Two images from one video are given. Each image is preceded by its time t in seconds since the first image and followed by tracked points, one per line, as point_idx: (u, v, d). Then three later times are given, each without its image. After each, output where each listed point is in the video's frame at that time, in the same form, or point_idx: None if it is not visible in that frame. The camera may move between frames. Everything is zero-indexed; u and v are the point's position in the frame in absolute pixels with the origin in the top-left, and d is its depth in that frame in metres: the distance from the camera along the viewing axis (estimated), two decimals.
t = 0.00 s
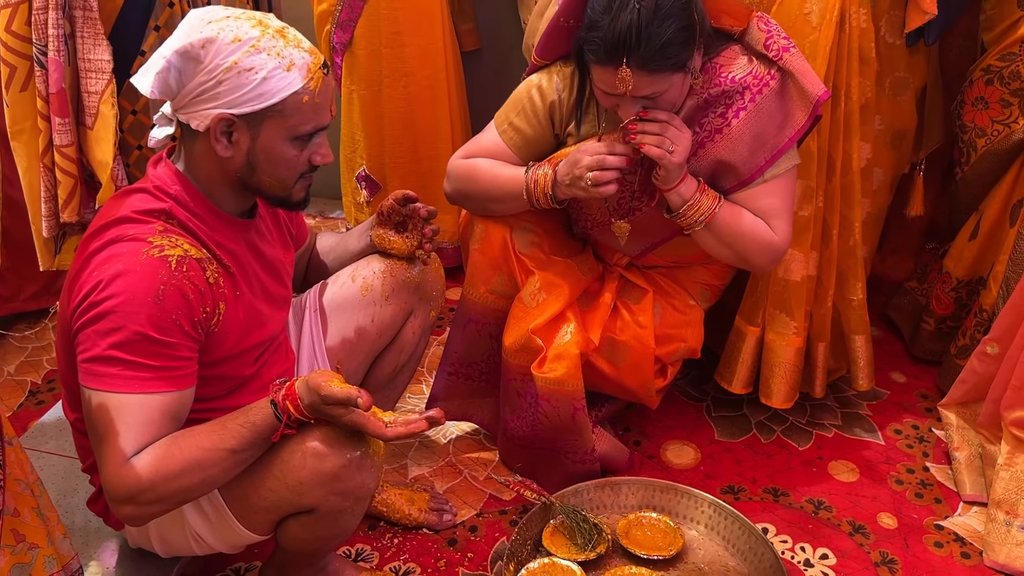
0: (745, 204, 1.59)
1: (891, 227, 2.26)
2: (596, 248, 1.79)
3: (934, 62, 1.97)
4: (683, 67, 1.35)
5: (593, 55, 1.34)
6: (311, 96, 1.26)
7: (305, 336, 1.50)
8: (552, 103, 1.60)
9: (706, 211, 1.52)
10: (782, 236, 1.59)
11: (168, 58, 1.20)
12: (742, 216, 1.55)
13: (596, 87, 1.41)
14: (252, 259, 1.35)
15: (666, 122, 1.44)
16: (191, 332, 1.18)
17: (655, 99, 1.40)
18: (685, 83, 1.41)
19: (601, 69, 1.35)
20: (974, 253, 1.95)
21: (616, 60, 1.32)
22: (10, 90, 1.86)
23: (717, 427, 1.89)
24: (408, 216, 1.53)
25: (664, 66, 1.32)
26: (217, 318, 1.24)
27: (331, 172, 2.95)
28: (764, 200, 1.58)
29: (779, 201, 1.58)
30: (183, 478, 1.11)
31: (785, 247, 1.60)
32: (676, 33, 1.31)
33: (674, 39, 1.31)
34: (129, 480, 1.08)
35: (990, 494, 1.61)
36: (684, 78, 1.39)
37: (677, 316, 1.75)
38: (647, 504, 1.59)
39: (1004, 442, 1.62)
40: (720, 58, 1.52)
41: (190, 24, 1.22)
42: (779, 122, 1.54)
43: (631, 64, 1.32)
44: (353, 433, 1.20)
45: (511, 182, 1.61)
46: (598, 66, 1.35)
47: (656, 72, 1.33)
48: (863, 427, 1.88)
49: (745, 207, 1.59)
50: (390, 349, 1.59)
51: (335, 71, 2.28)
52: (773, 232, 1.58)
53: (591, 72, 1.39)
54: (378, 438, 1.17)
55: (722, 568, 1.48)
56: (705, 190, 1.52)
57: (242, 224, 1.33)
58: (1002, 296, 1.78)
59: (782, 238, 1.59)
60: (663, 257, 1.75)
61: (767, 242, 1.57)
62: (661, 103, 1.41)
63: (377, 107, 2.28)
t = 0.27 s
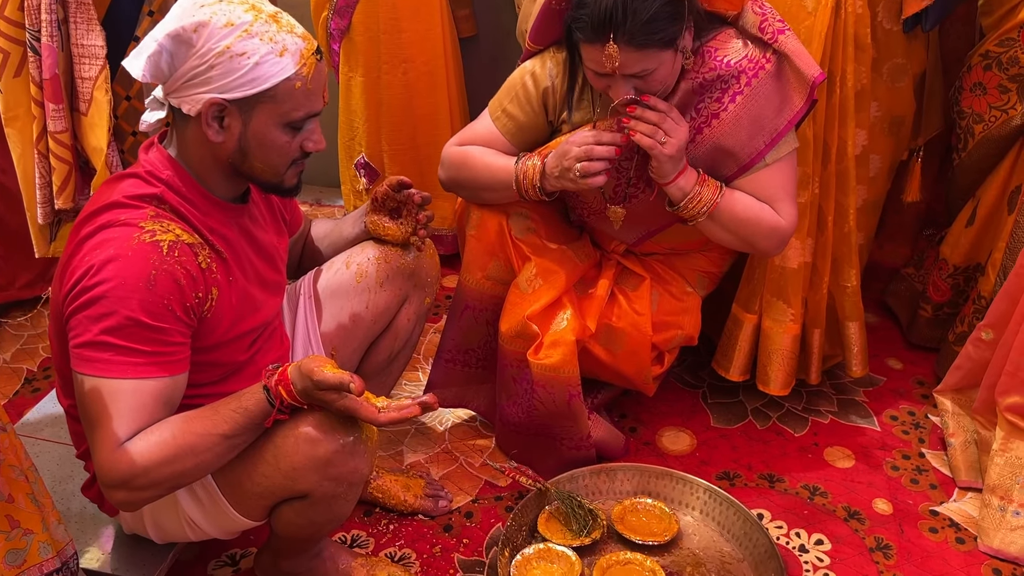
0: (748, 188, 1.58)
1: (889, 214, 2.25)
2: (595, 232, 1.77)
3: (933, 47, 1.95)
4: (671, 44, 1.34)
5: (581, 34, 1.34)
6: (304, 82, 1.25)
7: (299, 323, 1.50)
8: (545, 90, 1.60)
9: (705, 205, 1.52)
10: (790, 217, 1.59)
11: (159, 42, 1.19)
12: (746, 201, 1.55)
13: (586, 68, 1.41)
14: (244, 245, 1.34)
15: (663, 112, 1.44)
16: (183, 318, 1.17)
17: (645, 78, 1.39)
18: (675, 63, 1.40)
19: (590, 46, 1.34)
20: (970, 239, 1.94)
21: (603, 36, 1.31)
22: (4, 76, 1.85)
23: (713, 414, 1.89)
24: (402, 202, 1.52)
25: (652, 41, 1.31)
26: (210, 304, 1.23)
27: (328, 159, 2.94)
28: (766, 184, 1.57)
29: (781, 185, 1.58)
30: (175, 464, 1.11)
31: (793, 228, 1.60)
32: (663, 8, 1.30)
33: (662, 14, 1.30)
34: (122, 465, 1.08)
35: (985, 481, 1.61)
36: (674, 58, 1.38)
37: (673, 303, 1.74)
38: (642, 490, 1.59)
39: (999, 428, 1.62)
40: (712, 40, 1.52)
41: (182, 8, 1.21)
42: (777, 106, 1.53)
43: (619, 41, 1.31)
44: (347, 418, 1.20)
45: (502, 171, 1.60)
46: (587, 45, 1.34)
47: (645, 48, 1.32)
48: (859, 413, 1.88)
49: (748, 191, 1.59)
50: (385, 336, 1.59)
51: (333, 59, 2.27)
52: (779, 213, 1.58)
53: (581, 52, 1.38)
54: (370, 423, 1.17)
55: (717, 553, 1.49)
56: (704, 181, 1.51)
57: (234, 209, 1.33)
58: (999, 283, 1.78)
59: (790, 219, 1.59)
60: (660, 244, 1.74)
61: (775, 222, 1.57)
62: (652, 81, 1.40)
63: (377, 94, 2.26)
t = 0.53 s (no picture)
0: (749, 171, 1.57)
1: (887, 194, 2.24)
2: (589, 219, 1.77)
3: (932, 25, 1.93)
4: (659, 14, 1.34)
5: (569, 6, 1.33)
6: (296, 59, 1.24)
7: (293, 303, 1.49)
8: (539, 76, 1.58)
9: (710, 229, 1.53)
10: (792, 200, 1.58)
11: (150, 16, 1.18)
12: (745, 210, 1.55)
13: (576, 44, 1.40)
14: (236, 223, 1.34)
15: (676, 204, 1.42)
16: (174, 296, 1.17)
17: (635, 52, 1.38)
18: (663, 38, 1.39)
19: (577, 18, 1.33)
20: (968, 220, 1.93)
21: (591, 7, 1.30)
22: None
23: (709, 394, 1.89)
24: (396, 180, 1.51)
25: (639, 11, 1.30)
26: (202, 282, 1.23)
27: (324, 140, 2.93)
28: (766, 167, 1.56)
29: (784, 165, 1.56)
30: (167, 442, 1.11)
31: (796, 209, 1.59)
32: None
33: None
34: (114, 443, 1.08)
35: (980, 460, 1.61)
36: (662, 31, 1.38)
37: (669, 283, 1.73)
38: (638, 470, 1.59)
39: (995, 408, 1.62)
40: (704, 23, 1.51)
41: None
42: (771, 89, 1.51)
43: (607, 11, 1.30)
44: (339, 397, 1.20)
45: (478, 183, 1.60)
46: (574, 18, 1.33)
47: (632, 18, 1.31)
48: (855, 393, 1.87)
49: (749, 174, 1.58)
50: (379, 316, 1.58)
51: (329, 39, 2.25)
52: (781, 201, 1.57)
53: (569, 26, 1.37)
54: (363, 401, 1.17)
55: (712, 532, 1.49)
56: (705, 207, 1.52)
57: (226, 187, 1.32)
58: (996, 262, 1.77)
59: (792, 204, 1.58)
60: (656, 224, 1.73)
61: (776, 214, 1.56)
62: (640, 58, 1.39)
63: (372, 74, 2.24)
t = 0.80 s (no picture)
0: (713, 167, 1.56)
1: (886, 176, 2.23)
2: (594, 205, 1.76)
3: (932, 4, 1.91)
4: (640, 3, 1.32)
5: None
6: (290, 37, 1.21)
7: (288, 284, 1.49)
8: (532, 88, 1.56)
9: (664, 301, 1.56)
10: (741, 214, 1.56)
11: None
12: (694, 261, 1.58)
13: (558, 34, 1.38)
14: (230, 204, 1.33)
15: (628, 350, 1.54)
16: (168, 276, 1.16)
17: (618, 41, 1.36)
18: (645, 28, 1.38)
19: (559, 6, 1.31)
20: (967, 201, 1.92)
21: None
22: None
23: (706, 376, 1.89)
24: (390, 160, 1.50)
25: None
26: (195, 262, 1.22)
27: (320, 122, 2.91)
28: (729, 165, 1.54)
29: (746, 168, 1.54)
30: (160, 422, 1.11)
31: (745, 227, 1.57)
32: None
33: None
34: (108, 423, 1.08)
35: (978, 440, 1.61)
36: (644, 20, 1.36)
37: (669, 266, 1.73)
38: (635, 451, 1.59)
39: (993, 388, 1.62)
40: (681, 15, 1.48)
41: None
42: (749, 78, 1.50)
43: None
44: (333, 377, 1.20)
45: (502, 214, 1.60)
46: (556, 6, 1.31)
47: (614, 4, 1.29)
48: (853, 374, 1.87)
49: (713, 169, 1.56)
50: (375, 298, 1.57)
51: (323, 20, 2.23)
52: (727, 217, 1.56)
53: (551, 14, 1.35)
54: (358, 380, 1.17)
55: (708, 512, 1.48)
56: (658, 284, 1.57)
57: (219, 167, 1.30)
58: (995, 244, 1.76)
59: (740, 224, 1.56)
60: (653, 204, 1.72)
61: (716, 240, 1.57)
62: (624, 47, 1.38)
63: (364, 55, 2.22)
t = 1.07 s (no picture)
0: (676, 157, 1.52)
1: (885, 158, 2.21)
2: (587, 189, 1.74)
3: None
4: None
5: None
6: (284, 16, 1.18)
7: (284, 266, 1.48)
8: (513, 75, 1.54)
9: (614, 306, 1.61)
10: (688, 212, 1.53)
11: None
12: (645, 268, 1.58)
13: (540, 20, 1.36)
14: (224, 185, 1.31)
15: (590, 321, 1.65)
16: (161, 257, 1.15)
17: (599, 27, 1.34)
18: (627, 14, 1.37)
19: None
20: (965, 182, 1.91)
21: None
22: None
23: (705, 358, 1.88)
24: (387, 141, 1.49)
25: None
26: (189, 244, 1.21)
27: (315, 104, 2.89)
28: (689, 157, 1.50)
29: (705, 163, 1.50)
30: (155, 404, 1.10)
31: (690, 226, 1.53)
32: None
33: None
34: (103, 405, 1.07)
35: (977, 423, 1.61)
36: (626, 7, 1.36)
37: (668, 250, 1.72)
38: (632, 434, 1.59)
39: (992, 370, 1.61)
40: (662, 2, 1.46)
41: None
42: (725, 67, 1.47)
43: None
44: (328, 358, 1.19)
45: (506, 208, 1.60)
46: None
47: None
48: (852, 357, 1.87)
49: (676, 160, 1.53)
50: (371, 281, 1.56)
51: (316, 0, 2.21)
52: (675, 215, 1.54)
53: None
54: (353, 361, 1.17)
55: (707, 495, 1.48)
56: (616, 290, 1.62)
57: (213, 148, 1.29)
58: (995, 226, 1.75)
59: (685, 224, 1.53)
60: (651, 186, 1.71)
61: (661, 241, 1.56)
62: (605, 32, 1.36)
63: (357, 37, 2.20)
